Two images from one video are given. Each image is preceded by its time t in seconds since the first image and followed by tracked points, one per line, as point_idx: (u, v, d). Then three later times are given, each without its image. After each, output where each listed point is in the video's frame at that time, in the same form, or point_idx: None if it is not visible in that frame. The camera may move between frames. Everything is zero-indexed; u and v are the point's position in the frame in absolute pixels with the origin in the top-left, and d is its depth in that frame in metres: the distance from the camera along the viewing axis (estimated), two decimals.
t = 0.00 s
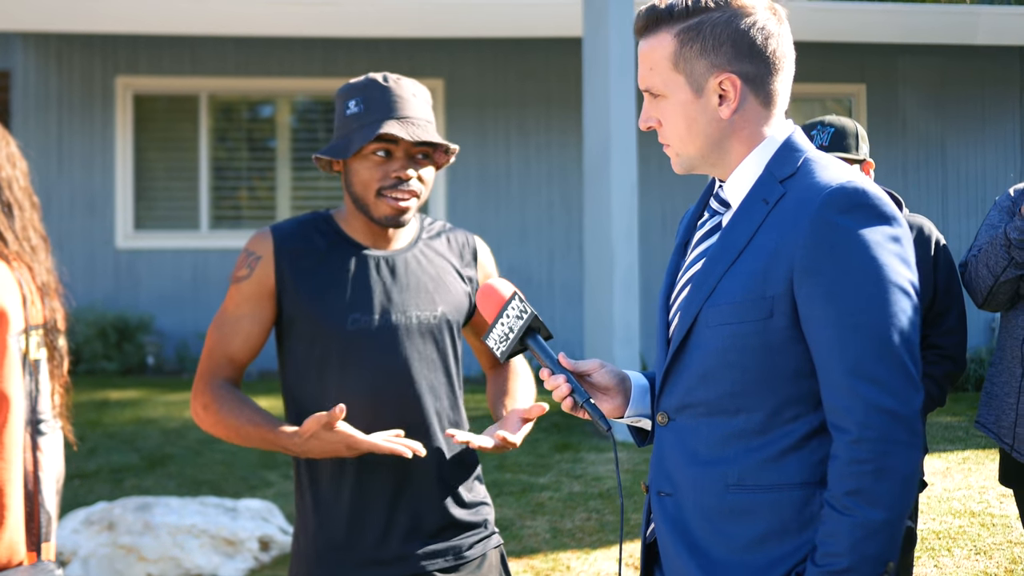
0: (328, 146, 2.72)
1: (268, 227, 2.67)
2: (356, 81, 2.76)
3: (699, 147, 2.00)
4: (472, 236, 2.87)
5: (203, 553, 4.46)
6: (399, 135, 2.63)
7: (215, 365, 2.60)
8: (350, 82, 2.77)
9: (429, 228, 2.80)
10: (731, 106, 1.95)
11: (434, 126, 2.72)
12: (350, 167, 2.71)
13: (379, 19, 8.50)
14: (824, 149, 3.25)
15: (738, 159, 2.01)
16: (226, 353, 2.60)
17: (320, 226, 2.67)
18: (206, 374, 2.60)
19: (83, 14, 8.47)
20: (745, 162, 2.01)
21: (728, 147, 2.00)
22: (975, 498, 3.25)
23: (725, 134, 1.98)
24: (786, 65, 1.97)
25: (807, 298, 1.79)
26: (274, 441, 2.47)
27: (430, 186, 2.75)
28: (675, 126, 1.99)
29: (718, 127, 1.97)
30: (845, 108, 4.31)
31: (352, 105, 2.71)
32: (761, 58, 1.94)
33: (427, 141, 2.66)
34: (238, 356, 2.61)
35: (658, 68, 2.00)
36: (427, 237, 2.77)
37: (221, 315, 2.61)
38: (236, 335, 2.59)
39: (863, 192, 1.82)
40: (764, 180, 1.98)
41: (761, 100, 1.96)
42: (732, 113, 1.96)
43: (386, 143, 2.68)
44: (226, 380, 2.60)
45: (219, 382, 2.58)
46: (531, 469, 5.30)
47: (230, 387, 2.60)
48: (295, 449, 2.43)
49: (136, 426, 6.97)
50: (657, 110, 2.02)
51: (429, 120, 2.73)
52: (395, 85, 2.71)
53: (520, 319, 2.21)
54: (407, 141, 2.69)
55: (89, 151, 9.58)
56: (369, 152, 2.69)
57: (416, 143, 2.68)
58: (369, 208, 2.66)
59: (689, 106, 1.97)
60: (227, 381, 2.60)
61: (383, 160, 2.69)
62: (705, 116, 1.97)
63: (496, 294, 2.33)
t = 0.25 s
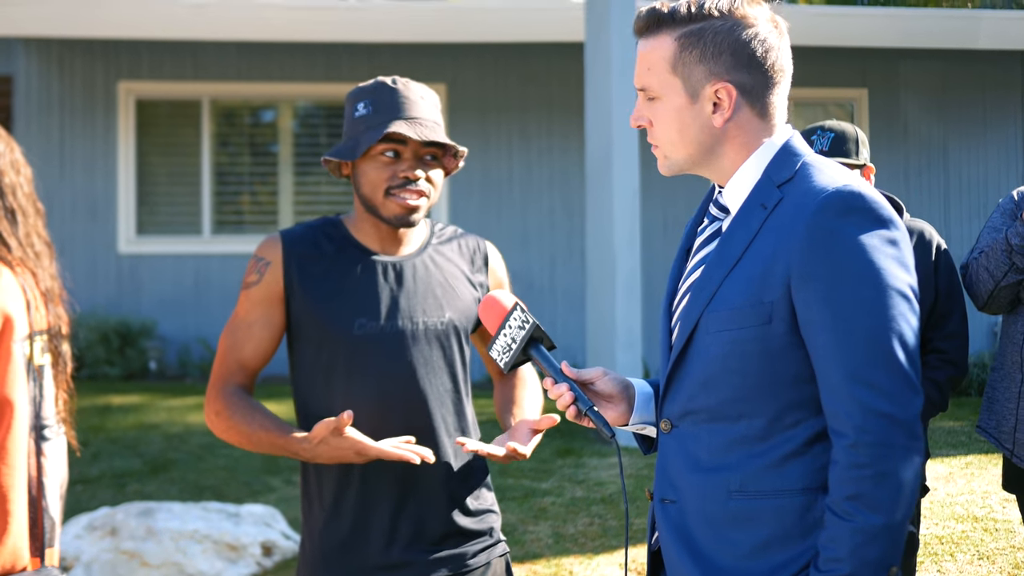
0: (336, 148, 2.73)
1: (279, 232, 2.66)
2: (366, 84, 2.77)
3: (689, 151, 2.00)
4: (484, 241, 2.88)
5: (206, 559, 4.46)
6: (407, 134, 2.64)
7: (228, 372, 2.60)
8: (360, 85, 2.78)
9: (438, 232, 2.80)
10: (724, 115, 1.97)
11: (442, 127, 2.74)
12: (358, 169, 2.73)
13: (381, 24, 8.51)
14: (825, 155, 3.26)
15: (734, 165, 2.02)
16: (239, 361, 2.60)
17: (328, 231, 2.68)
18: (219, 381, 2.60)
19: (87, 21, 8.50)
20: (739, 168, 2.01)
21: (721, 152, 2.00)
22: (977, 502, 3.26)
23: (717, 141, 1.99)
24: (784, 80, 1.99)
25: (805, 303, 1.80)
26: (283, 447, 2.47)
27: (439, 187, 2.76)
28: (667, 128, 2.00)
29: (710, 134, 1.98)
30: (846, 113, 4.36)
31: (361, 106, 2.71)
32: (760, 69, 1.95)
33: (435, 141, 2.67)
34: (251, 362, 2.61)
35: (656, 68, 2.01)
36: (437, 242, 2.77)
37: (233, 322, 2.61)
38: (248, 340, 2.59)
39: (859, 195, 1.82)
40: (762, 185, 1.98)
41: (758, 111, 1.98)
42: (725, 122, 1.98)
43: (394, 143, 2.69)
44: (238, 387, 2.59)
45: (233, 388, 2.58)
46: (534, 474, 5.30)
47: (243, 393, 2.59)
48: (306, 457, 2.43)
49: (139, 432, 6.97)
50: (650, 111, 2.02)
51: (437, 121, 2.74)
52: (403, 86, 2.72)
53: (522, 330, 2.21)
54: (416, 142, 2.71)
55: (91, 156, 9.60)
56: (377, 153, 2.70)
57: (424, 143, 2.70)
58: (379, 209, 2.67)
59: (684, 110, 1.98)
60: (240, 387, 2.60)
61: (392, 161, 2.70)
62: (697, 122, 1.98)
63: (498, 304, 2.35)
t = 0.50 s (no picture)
0: (337, 139, 2.73)
1: (277, 226, 2.67)
2: (366, 79, 2.78)
3: (704, 147, 1.99)
4: (481, 238, 2.89)
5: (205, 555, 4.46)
6: (408, 124, 2.65)
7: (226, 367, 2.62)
8: (359, 80, 2.79)
9: (437, 229, 2.80)
10: (739, 104, 1.96)
11: (441, 119, 2.74)
12: (357, 160, 2.73)
13: (380, 22, 8.51)
14: (822, 151, 3.25)
15: (732, 160, 2.01)
16: (236, 355, 2.61)
17: (324, 225, 2.67)
18: (216, 375, 2.61)
19: (86, 18, 8.50)
20: (739, 162, 2.01)
21: (730, 148, 1.99)
22: (976, 498, 3.23)
23: (728, 133, 1.98)
24: (785, 62, 1.98)
25: (799, 298, 1.80)
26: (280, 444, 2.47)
27: (437, 181, 2.77)
28: (680, 127, 1.99)
29: (724, 127, 1.97)
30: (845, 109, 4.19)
31: (362, 98, 2.72)
32: (765, 56, 1.95)
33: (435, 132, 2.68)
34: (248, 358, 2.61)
35: (662, 69, 1.99)
36: (434, 237, 2.76)
37: (230, 317, 2.61)
38: (244, 335, 2.59)
39: (853, 191, 1.82)
40: (757, 181, 1.98)
41: (765, 100, 1.97)
42: (740, 111, 1.97)
43: (394, 134, 2.70)
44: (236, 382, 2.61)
45: (229, 383, 2.60)
46: (533, 469, 5.30)
47: (240, 388, 2.61)
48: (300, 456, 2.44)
49: (138, 428, 6.97)
50: (661, 113, 2.01)
51: (438, 114, 2.75)
52: (404, 79, 2.72)
53: (511, 330, 2.20)
54: (416, 133, 2.71)
55: (90, 153, 9.60)
56: (378, 144, 2.71)
57: (424, 134, 2.71)
58: (376, 200, 2.67)
59: (698, 105, 1.96)
60: (236, 381, 2.61)
61: (392, 151, 2.71)
62: (712, 115, 1.96)
63: (488, 306, 2.34)
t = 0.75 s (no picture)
0: (318, 139, 2.71)
1: (255, 227, 2.64)
2: (350, 79, 2.76)
3: (695, 147, 1.99)
4: (459, 235, 2.87)
5: (205, 551, 4.46)
6: (390, 127, 2.63)
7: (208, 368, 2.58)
8: (343, 79, 2.76)
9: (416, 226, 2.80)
10: (728, 105, 1.95)
11: (423, 122, 2.72)
12: (338, 160, 2.71)
13: (379, 17, 8.50)
14: (819, 148, 3.24)
15: (727, 158, 2.01)
16: (218, 357, 2.58)
17: (303, 226, 2.66)
18: (200, 378, 2.58)
19: (85, 14, 8.49)
20: (733, 161, 2.01)
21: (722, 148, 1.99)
22: (975, 494, 3.28)
23: (720, 134, 1.98)
24: (774, 59, 1.98)
25: (800, 294, 1.80)
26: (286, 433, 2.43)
27: (418, 182, 2.75)
28: (670, 129, 1.98)
29: (716, 127, 1.97)
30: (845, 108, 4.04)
31: (344, 99, 2.70)
32: (753, 56, 1.95)
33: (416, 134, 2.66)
34: (232, 359, 2.58)
35: (651, 69, 1.98)
36: (414, 236, 2.76)
37: (212, 319, 2.58)
38: (229, 339, 2.56)
39: (854, 187, 1.82)
40: (754, 177, 1.98)
41: (753, 99, 1.97)
42: (729, 111, 1.97)
43: (377, 136, 2.68)
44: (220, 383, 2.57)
45: (215, 385, 2.57)
46: (532, 466, 5.30)
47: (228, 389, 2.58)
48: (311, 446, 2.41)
49: (137, 425, 6.97)
50: (650, 112, 2.00)
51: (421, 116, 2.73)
52: (387, 81, 2.70)
53: (509, 325, 2.22)
54: (399, 136, 2.70)
55: (89, 149, 9.59)
56: (361, 145, 2.68)
57: (406, 137, 2.69)
58: (357, 201, 2.65)
59: (687, 106, 1.96)
60: (224, 382, 2.58)
61: (374, 153, 2.68)
62: (701, 116, 1.96)
63: (485, 302, 2.29)
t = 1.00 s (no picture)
0: (313, 141, 2.76)
1: (258, 228, 2.67)
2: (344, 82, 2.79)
3: (686, 154, 2.00)
4: (461, 241, 2.85)
5: (205, 556, 4.46)
6: (377, 127, 2.65)
7: (220, 371, 2.56)
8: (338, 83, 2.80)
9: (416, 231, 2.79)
10: (720, 111, 1.96)
11: (414, 122, 2.73)
12: (331, 160, 2.75)
13: (381, 23, 8.51)
14: (820, 154, 3.24)
15: (725, 164, 2.02)
16: (231, 360, 2.56)
17: (305, 229, 2.68)
18: (214, 383, 2.56)
19: (88, 20, 8.52)
20: (730, 168, 2.02)
21: (716, 151, 2.00)
22: (976, 501, 3.23)
23: (711, 139, 1.98)
24: (771, 68, 1.98)
25: (802, 301, 1.80)
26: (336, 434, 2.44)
27: (410, 182, 2.77)
28: (661, 132, 2.00)
29: (706, 134, 1.98)
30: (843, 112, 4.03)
31: (337, 101, 2.72)
32: (746, 64, 1.95)
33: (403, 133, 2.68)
34: (245, 360, 2.56)
35: (645, 75, 2.01)
36: (414, 239, 2.76)
37: (220, 319, 2.57)
38: (242, 342, 2.55)
39: (854, 193, 1.82)
40: (753, 183, 1.98)
41: (748, 104, 1.97)
42: (721, 118, 1.97)
43: (365, 135, 2.71)
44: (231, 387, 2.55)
45: (233, 388, 2.55)
46: (532, 472, 5.30)
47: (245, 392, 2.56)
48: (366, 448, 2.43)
49: (138, 429, 6.97)
50: (644, 117, 2.02)
51: (414, 118, 2.74)
52: (378, 81, 2.72)
53: (505, 332, 2.21)
54: (387, 134, 2.72)
55: (90, 153, 9.60)
56: (349, 144, 2.72)
57: (394, 135, 2.71)
58: (348, 199, 2.68)
59: (677, 110, 1.97)
60: (242, 384, 2.56)
61: (363, 152, 2.72)
62: (693, 121, 1.97)
63: (481, 308, 2.31)
